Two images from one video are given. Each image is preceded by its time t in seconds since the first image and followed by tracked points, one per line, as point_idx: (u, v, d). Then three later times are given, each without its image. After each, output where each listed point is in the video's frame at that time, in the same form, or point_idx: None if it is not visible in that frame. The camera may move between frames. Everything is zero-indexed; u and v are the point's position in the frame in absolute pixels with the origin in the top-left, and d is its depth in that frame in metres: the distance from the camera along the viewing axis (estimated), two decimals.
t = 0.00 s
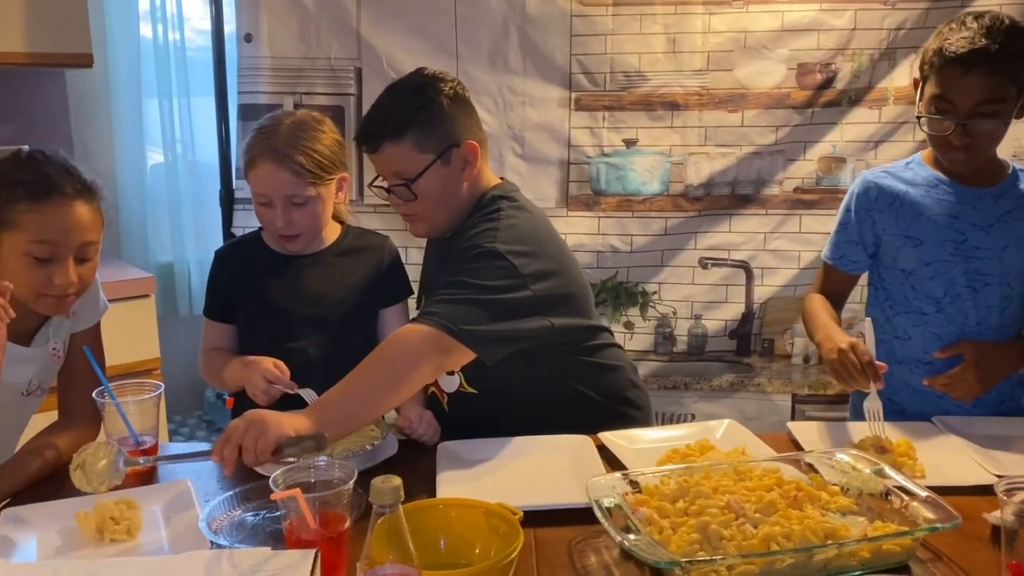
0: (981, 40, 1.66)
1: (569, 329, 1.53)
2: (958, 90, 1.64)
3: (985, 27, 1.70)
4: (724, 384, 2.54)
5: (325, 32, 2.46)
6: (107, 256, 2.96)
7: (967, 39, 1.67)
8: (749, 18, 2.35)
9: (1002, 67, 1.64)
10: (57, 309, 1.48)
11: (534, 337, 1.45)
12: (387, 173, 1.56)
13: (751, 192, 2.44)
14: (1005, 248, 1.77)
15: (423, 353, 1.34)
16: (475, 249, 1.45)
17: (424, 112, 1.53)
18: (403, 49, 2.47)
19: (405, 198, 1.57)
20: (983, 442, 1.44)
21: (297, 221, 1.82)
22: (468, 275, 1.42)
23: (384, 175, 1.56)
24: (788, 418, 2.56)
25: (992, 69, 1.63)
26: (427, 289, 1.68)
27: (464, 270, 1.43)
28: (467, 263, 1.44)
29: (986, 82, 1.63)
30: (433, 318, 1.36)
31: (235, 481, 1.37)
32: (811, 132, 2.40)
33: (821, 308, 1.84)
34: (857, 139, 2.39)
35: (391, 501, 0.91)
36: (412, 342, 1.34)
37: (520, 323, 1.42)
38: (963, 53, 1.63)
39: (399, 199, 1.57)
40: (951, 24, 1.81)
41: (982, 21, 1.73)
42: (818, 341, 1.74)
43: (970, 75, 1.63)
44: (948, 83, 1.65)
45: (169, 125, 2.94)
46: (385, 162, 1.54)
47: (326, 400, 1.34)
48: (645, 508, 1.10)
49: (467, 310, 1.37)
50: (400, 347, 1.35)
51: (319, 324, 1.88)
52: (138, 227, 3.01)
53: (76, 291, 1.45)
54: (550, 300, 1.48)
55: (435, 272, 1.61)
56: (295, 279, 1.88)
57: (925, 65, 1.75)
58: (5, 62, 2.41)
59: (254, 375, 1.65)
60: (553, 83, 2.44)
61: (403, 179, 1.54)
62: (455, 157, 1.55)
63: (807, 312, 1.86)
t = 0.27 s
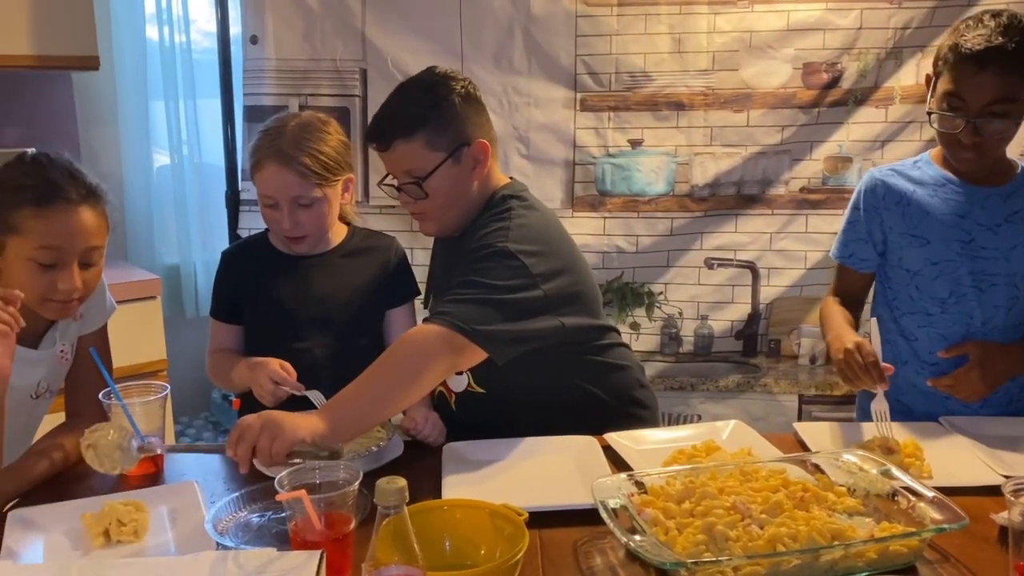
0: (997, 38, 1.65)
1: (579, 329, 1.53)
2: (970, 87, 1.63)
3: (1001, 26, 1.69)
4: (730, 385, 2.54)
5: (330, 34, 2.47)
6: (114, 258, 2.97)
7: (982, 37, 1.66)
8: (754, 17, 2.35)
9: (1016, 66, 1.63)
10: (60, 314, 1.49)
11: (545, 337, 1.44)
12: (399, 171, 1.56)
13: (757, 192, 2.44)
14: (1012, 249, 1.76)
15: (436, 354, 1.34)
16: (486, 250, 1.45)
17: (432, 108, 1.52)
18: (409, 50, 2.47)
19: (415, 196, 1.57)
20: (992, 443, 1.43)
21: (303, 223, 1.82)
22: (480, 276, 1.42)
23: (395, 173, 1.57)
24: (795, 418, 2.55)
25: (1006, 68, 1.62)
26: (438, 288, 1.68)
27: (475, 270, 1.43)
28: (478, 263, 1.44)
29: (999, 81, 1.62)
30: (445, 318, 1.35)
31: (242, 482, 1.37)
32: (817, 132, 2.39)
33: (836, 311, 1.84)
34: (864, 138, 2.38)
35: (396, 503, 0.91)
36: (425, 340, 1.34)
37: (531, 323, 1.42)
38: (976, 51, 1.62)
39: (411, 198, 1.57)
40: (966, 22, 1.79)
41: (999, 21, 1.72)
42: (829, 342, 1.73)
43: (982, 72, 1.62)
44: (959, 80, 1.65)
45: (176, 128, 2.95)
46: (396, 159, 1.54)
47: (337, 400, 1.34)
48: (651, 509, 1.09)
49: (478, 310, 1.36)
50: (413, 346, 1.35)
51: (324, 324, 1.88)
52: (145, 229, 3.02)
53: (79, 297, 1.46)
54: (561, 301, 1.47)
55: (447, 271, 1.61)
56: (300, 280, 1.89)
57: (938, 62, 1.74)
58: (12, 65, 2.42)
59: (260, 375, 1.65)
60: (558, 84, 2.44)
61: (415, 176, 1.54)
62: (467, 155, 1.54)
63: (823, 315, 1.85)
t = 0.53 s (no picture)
0: (1005, 31, 1.64)
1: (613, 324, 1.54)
2: (975, 81, 1.62)
3: (1009, 20, 1.68)
4: (735, 385, 2.54)
5: (334, 36, 2.47)
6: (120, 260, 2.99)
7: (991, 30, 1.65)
8: (758, 17, 2.34)
9: None
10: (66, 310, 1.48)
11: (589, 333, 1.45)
12: (445, 157, 1.51)
13: (761, 192, 2.43)
14: (1018, 248, 1.74)
15: (491, 345, 1.34)
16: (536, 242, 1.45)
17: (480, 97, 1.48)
18: (412, 52, 2.47)
19: (457, 183, 1.53)
20: (998, 443, 1.43)
21: (308, 225, 1.82)
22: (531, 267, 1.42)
23: (438, 159, 1.52)
24: (800, 418, 2.55)
25: (1015, 61, 1.60)
26: (465, 281, 1.67)
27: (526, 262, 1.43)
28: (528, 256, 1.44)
29: (1008, 75, 1.60)
30: (499, 311, 1.35)
31: (247, 483, 1.37)
32: (821, 132, 2.39)
33: (846, 314, 1.83)
34: (868, 138, 2.37)
35: (400, 504, 0.91)
36: (481, 329, 1.34)
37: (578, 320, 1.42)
38: (984, 44, 1.61)
39: (455, 184, 1.53)
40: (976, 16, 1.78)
41: (1006, 16, 1.70)
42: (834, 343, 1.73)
43: (989, 65, 1.61)
44: (965, 74, 1.64)
45: (180, 130, 2.96)
46: (443, 145, 1.50)
47: (389, 371, 1.34)
48: (655, 510, 1.09)
49: (532, 304, 1.36)
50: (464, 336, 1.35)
51: (329, 326, 1.89)
52: (151, 231, 3.04)
53: (85, 293, 1.45)
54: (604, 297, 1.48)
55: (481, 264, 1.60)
56: (304, 281, 1.89)
57: (946, 55, 1.73)
58: (18, 68, 2.43)
59: (265, 374, 1.64)
60: (562, 85, 2.44)
61: (464, 163, 1.51)
62: (513, 146, 1.52)
63: (832, 318, 1.85)
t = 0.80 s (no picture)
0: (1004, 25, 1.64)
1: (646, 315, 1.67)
2: (975, 74, 1.62)
3: (1009, 16, 1.68)
4: (737, 386, 2.53)
5: (334, 38, 2.48)
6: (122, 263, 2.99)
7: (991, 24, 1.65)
8: (758, 17, 2.34)
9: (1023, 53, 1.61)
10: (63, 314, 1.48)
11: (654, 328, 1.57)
12: (552, 150, 1.47)
13: (762, 192, 2.43)
14: (1017, 248, 1.74)
15: (626, 345, 1.42)
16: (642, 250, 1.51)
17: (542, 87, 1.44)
18: (413, 54, 2.47)
19: (529, 176, 1.50)
20: (999, 443, 1.42)
21: (310, 228, 1.82)
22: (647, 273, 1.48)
23: (512, 152, 1.49)
24: (801, 419, 2.54)
25: (1013, 55, 1.60)
26: (502, 266, 1.63)
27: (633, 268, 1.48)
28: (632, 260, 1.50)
29: (1005, 69, 1.60)
30: (633, 318, 1.43)
31: (247, 485, 1.37)
32: (821, 132, 2.38)
33: (844, 314, 1.83)
34: (869, 138, 2.37)
35: (399, 507, 0.91)
36: (618, 333, 1.42)
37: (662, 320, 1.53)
38: (982, 37, 1.62)
39: (559, 176, 1.49)
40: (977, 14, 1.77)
41: (1007, 12, 1.70)
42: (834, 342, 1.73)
43: (987, 59, 1.61)
44: (963, 67, 1.64)
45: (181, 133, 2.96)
46: (550, 137, 1.45)
47: (552, 335, 1.38)
48: (655, 511, 1.09)
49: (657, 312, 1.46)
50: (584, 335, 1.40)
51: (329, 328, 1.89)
52: (153, 234, 3.04)
53: (82, 295, 1.47)
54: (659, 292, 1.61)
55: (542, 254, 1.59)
56: (304, 284, 1.89)
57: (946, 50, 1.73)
58: (19, 72, 2.44)
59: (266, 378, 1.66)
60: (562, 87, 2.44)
61: (570, 155, 1.48)
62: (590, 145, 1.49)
63: (830, 318, 1.84)
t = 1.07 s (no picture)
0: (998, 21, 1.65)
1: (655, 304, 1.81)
2: (969, 70, 1.63)
3: (1004, 13, 1.68)
4: (736, 386, 2.53)
5: (333, 40, 2.48)
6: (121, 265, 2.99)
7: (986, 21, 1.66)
8: (756, 17, 2.34)
9: (1015, 50, 1.62)
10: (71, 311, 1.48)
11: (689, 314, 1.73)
12: (593, 146, 1.53)
13: (760, 192, 2.43)
14: (1013, 246, 1.74)
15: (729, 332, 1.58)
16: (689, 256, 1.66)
17: (583, 85, 1.50)
18: (411, 55, 2.47)
19: (570, 173, 1.55)
20: (997, 443, 1.42)
21: (313, 231, 1.82)
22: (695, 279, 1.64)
23: (553, 148, 1.55)
24: (800, 419, 2.54)
25: (1006, 51, 1.62)
26: (541, 263, 1.70)
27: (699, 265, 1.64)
28: (681, 264, 1.65)
29: (997, 65, 1.61)
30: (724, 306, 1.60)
31: (245, 487, 1.37)
32: (820, 132, 2.38)
33: (840, 311, 1.82)
34: (867, 137, 2.37)
35: (396, 508, 0.91)
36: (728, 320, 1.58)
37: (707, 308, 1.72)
38: (975, 31, 1.63)
39: (599, 172, 1.55)
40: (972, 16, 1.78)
41: (1003, 9, 1.71)
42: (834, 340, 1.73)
43: (981, 54, 1.62)
44: (956, 63, 1.65)
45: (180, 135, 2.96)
46: (589, 132, 1.51)
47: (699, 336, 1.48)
48: (653, 511, 1.09)
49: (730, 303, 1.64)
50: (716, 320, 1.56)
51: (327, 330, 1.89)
52: (152, 236, 3.04)
53: (87, 287, 1.46)
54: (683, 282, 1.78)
55: (589, 256, 1.67)
56: (302, 286, 1.89)
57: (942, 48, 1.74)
58: (17, 75, 2.44)
59: (258, 377, 1.65)
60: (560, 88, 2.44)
61: (610, 151, 1.54)
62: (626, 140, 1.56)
63: (827, 315, 1.84)
